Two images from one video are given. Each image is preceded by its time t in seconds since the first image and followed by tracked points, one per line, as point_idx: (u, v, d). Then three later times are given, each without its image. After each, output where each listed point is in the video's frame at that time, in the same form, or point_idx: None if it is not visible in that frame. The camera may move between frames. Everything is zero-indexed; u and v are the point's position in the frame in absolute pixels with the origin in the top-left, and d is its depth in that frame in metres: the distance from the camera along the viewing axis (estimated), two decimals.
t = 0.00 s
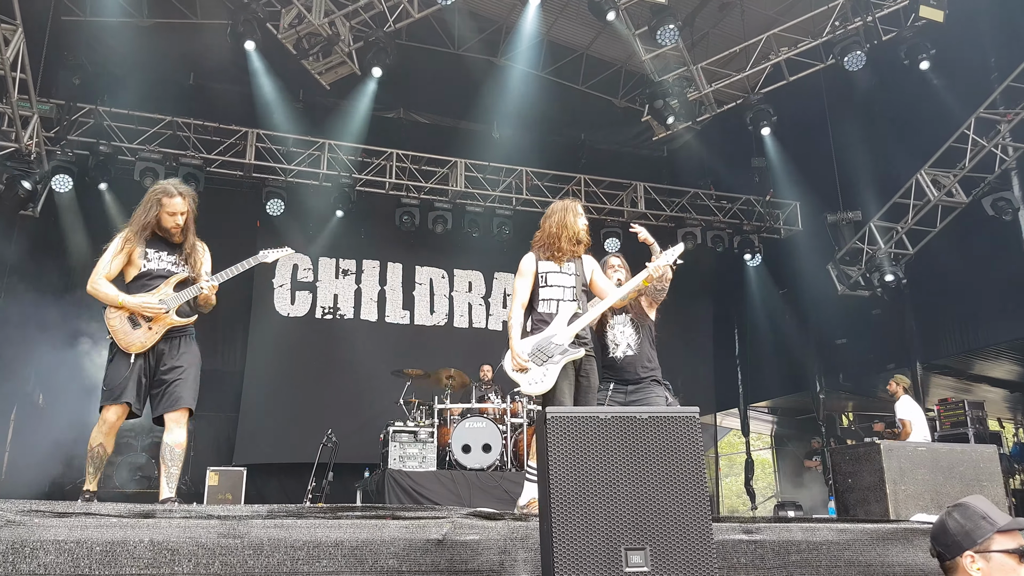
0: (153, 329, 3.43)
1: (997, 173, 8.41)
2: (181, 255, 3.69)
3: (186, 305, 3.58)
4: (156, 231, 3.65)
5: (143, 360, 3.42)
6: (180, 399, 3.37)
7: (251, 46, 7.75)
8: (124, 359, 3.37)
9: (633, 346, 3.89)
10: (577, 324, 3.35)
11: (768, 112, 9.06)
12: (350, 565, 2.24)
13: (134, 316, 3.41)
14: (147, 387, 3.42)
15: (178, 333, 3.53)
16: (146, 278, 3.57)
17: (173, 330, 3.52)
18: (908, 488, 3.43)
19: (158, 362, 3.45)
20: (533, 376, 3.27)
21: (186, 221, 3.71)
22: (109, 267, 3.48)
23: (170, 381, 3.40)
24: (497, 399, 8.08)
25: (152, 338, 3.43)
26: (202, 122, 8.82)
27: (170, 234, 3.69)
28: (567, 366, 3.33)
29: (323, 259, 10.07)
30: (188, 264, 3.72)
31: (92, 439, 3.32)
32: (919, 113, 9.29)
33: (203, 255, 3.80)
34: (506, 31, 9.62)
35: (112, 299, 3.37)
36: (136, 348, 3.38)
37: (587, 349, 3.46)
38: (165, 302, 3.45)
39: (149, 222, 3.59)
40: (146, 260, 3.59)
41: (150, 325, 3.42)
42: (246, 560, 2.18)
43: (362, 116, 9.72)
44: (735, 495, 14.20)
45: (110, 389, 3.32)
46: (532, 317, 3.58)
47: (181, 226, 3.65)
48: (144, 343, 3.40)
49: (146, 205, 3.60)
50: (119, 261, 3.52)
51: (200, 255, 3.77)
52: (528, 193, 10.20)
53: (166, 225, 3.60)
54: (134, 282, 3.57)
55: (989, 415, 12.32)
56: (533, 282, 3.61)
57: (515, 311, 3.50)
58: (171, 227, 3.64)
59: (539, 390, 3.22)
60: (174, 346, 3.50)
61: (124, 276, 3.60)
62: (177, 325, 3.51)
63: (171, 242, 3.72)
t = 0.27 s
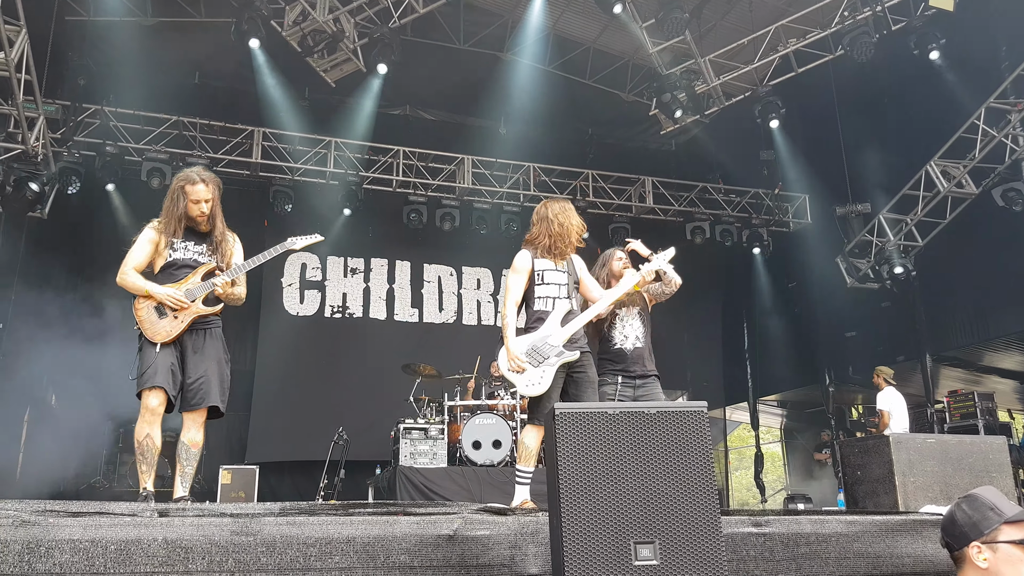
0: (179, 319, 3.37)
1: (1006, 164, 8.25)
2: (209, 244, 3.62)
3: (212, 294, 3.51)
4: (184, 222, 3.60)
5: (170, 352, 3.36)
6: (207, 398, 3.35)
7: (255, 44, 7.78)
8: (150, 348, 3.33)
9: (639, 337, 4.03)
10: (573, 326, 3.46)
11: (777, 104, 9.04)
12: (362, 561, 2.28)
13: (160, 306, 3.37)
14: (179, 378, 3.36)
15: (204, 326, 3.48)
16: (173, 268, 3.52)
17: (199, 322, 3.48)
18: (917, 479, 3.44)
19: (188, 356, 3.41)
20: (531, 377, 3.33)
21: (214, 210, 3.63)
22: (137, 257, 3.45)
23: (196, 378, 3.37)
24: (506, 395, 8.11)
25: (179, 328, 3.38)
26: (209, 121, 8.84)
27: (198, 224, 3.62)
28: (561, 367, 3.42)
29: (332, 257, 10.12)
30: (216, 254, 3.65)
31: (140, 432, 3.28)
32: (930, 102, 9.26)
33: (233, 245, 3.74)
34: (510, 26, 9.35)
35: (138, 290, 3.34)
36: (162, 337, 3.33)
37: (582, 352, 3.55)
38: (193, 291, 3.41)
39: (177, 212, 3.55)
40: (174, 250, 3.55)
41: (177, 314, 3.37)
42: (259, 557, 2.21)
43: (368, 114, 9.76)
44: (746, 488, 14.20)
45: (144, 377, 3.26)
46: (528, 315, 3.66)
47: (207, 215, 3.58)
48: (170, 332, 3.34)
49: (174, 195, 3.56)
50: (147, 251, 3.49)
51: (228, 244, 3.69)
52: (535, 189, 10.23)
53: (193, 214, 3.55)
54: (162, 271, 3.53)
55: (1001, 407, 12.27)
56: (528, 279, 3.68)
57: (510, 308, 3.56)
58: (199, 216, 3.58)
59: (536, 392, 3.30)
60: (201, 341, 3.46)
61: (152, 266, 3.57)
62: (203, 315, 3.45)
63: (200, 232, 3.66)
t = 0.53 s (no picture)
0: (188, 310, 3.38)
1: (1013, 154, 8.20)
2: (218, 233, 3.63)
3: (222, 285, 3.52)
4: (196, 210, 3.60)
5: (182, 343, 3.37)
6: (217, 391, 3.35)
7: (260, 38, 7.76)
8: (161, 341, 3.34)
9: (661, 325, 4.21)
10: (565, 321, 3.47)
11: (781, 96, 8.98)
12: (369, 553, 2.28)
13: (168, 298, 3.38)
14: (191, 370, 3.37)
15: (216, 317, 3.48)
16: (181, 258, 3.52)
17: (210, 312, 3.47)
18: (924, 471, 3.42)
19: (199, 346, 3.42)
20: (524, 370, 3.40)
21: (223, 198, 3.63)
22: (145, 246, 3.43)
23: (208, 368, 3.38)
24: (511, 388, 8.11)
25: (187, 321, 3.37)
26: (215, 115, 8.82)
27: (207, 212, 3.62)
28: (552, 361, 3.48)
29: (338, 251, 10.13)
30: (226, 243, 3.66)
31: (166, 426, 3.24)
32: (934, 95, 9.18)
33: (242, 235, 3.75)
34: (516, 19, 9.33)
35: (146, 281, 3.36)
36: (171, 330, 3.34)
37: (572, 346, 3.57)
38: (200, 282, 3.40)
39: (187, 200, 3.54)
40: (182, 239, 3.54)
41: (185, 307, 3.37)
42: (265, 550, 2.22)
43: (373, 107, 9.75)
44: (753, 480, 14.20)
45: (158, 369, 3.28)
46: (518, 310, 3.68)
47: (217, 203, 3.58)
48: (178, 325, 3.35)
49: (185, 183, 3.56)
50: (155, 240, 3.47)
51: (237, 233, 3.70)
52: (540, 182, 10.15)
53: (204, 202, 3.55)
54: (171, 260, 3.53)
55: (1010, 399, 12.22)
56: (516, 274, 3.72)
57: (498, 302, 3.58)
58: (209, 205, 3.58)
59: (530, 384, 3.38)
60: (213, 332, 3.45)
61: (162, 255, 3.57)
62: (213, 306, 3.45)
63: (210, 221, 3.66)
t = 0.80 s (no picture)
0: (196, 303, 3.40)
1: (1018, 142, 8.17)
2: (223, 223, 3.63)
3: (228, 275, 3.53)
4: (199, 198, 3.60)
5: (190, 333, 3.41)
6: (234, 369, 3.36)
7: (259, 29, 7.74)
8: (169, 334, 3.38)
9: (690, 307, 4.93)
10: (554, 313, 3.73)
11: (784, 84, 8.94)
12: (372, 542, 2.30)
13: (175, 290, 3.39)
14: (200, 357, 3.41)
15: (225, 305, 3.49)
16: (186, 248, 3.53)
17: (218, 302, 3.48)
18: (927, 460, 3.43)
19: (206, 335, 3.43)
20: (515, 360, 3.65)
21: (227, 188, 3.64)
22: (150, 235, 3.46)
23: (216, 356, 3.39)
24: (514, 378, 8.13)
25: (195, 313, 3.40)
26: (214, 107, 8.80)
27: (212, 202, 3.62)
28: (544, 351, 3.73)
29: (338, 243, 10.14)
30: (230, 233, 3.65)
31: (172, 420, 3.33)
32: (939, 82, 9.16)
33: (246, 223, 3.72)
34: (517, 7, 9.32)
35: (153, 273, 3.38)
36: (178, 322, 3.38)
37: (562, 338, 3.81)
38: (207, 275, 3.42)
39: (190, 189, 3.54)
40: (186, 229, 3.55)
41: (193, 299, 3.39)
42: (269, 539, 2.24)
43: (373, 98, 9.73)
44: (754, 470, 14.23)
45: (165, 363, 3.33)
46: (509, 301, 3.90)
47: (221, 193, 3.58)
48: (186, 317, 3.38)
49: (188, 172, 3.56)
50: (159, 229, 3.50)
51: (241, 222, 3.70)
52: (542, 172, 10.15)
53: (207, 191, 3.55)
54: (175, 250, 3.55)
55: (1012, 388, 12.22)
56: (507, 268, 3.92)
57: (490, 296, 3.80)
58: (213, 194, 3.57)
59: (521, 373, 3.63)
60: (223, 320, 3.47)
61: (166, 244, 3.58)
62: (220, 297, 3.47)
63: (214, 211, 3.66)
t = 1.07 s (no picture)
0: (205, 278, 3.40)
1: None
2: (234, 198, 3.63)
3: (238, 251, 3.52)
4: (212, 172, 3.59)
5: (199, 308, 3.42)
6: (244, 347, 3.39)
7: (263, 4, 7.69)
8: (178, 308, 3.40)
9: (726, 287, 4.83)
10: (553, 298, 3.89)
11: (792, 57, 8.83)
12: (379, 516, 2.32)
13: (185, 264, 3.40)
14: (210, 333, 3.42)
15: (233, 281, 3.50)
16: (196, 222, 3.53)
17: (227, 277, 3.49)
18: (932, 434, 3.44)
19: (218, 310, 3.45)
20: (514, 343, 3.82)
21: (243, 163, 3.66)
22: (160, 208, 3.47)
23: (228, 332, 3.41)
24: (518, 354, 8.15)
25: (205, 288, 3.40)
26: (218, 82, 8.76)
27: (225, 177, 3.63)
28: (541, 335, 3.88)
29: (343, 219, 10.13)
30: (241, 209, 3.64)
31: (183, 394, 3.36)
32: (948, 55, 9.01)
33: (257, 198, 3.71)
34: None
35: (163, 246, 3.37)
36: (188, 297, 3.39)
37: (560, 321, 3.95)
38: (217, 249, 3.41)
39: (204, 162, 3.54)
40: (197, 203, 3.54)
41: (203, 274, 3.39)
42: (276, 513, 2.26)
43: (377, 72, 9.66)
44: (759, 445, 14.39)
45: (177, 336, 3.34)
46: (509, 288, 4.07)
47: (235, 167, 3.60)
48: (196, 291, 3.39)
49: (203, 145, 3.56)
50: (170, 203, 3.49)
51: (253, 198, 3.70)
52: (547, 147, 10.09)
53: (222, 165, 3.56)
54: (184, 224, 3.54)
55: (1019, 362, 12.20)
56: (507, 258, 4.05)
57: (491, 288, 3.97)
58: (227, 168, 3.58)
59: (519, 355, 3.79)
60: (231, 295, 3.48)
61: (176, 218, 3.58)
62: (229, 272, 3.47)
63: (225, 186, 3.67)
